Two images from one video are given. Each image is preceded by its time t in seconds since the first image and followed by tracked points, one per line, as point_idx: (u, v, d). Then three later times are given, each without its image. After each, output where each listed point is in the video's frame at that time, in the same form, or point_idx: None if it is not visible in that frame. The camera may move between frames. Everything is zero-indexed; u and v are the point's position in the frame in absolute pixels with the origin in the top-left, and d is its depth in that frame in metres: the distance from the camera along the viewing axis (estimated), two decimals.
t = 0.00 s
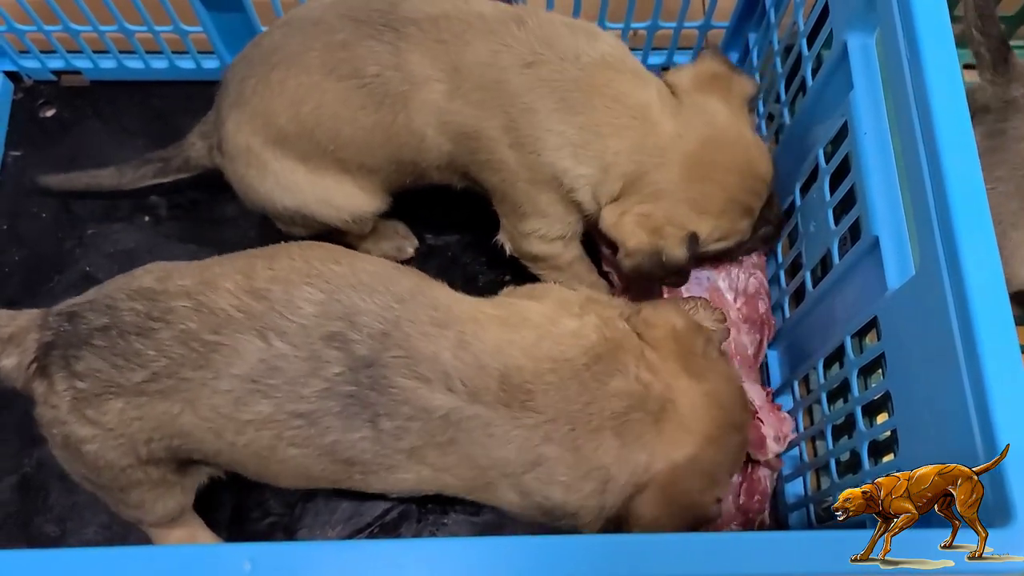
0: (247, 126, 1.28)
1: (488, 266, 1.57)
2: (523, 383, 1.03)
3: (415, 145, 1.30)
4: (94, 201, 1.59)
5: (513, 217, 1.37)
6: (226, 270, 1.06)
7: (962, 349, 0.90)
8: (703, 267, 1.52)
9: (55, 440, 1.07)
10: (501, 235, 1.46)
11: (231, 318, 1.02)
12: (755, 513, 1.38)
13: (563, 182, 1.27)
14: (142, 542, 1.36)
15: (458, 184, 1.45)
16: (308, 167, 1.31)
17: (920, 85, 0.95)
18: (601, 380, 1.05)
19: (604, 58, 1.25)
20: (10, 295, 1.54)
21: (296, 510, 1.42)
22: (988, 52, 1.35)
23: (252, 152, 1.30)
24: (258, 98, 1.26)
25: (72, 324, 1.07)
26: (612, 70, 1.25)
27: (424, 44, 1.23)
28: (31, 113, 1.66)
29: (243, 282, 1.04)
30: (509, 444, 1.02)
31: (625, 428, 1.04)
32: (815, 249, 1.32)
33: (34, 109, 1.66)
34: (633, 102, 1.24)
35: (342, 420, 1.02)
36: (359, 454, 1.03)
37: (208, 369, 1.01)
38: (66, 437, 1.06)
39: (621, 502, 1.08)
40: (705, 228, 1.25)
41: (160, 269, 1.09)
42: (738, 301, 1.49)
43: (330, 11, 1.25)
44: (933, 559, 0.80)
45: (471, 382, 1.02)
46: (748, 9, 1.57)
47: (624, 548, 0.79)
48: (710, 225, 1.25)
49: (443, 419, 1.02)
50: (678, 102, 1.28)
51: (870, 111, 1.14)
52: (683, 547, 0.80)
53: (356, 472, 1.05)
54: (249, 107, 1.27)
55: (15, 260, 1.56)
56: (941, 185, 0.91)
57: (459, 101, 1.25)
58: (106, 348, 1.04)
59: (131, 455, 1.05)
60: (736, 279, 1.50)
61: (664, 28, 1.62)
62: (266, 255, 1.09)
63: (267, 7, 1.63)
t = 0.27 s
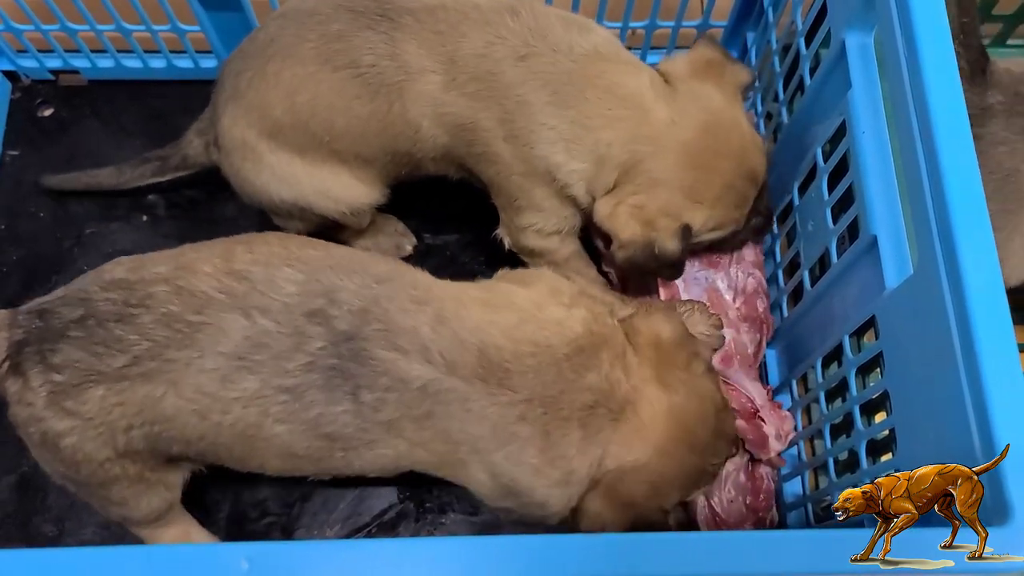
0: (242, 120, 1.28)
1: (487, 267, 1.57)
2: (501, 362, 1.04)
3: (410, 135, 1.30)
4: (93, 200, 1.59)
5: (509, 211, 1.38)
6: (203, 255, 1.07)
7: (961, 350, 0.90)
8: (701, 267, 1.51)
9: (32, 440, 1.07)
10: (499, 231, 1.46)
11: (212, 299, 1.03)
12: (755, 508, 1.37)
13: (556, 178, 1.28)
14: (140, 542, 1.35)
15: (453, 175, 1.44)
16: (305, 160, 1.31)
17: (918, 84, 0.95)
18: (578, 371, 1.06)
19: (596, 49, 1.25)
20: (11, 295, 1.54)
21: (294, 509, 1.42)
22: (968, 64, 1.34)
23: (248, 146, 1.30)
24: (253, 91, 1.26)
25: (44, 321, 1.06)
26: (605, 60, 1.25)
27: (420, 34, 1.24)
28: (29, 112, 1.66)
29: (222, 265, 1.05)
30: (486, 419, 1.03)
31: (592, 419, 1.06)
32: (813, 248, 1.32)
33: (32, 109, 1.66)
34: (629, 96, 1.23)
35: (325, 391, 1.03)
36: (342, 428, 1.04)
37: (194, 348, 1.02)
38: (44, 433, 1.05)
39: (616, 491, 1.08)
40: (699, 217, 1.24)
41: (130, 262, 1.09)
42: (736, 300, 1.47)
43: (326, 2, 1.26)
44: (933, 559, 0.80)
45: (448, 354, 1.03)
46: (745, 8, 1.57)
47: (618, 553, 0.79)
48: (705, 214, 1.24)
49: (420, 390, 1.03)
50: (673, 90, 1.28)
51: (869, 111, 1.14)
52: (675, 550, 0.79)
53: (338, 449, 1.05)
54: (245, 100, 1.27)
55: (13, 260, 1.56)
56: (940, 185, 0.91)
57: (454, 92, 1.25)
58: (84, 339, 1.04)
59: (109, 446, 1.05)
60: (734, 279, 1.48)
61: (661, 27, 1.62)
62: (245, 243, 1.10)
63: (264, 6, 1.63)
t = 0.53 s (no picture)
0: (239, 128, 1.29)
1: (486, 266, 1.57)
2: (495, 337, 1.04)
3: (411, 142, 1.30)
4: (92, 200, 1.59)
5: (507, 212, 1.37)
6: (202, 240, 1.07)
7: (959, 351, 0.89)
8: (698, 267, 1.48)
9: (35, 430, 1.07)
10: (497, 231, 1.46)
11: (210, 278, 1.04)
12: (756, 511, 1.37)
13: (566, 176, 1.28)
14: (138, 542, 1.35)
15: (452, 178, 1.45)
16: (303, 168, 1.32)
17: (916, 86, 0.95)
18: (573, 367, 1.06)
19: (600, 47, 1.26)
20: (9, 294, 1.54)
21: (293, 510, 1.42)
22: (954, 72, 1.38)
23: (246, 153, 1.31)
24: (251, 99, 1.26)
25: (45, 309, 1.06)
26: (607, 59, 1.26)
27: (420, 39, 1.23)
28: (26, 113, 1.66)
29: (219, 247, 1.06)
30: (473, 394, 1.03)
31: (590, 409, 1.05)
32: (812, 248, 1.32)
33: (29, 109, 1.66)
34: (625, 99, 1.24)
35: (317, 363, 1.03)
36: (328, 401, 1.04)
37: (190, 326, 1.02)
38: (47, 422, 1.05)
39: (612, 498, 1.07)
40: (694, 208, 1.26)
41: (130, 250, 1.09)
42: (734, 300, 1.46)
43: (322, 8, 1.26)
44: (933, 559, 0.80)
45: (441, 323, 1.04)
46: (744, 9, 1.57)
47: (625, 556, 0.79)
48: (700, 205, 1.26)
49: (408, 355, 1.03)
50: (669, 86, 1.29)
51: (867, 112, 1.14)
52: (676, 552, 0.80)
53: (324, 425, 1.05)
54: (242, 108, 1.28)
55: (12, 261, 1.56)
56: (939, 187, 0.91)
57: (457, 95, 1.25)
58: (85, 324, 1.04)
59: (113, 431, 1.05)
60: (732, 279, 1.47)
61: (659, 28, 1.62)
62: (242, 227, 1.11)
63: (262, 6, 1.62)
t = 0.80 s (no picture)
0: (235, 124, 1.29)
1: (485, 265, 1.57)
2: (476, 360, 1.05)
3: (407, 137, 1.30)
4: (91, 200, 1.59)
5: (507, 210, 1.38)
6: (178, 248, 1.09)
7: (959, 351, 0.90)
8: (691, 268, 1.53)
9: (23, 441, 1.08)
10: (495, 231, 1.46)
11: (182, 286, 1.05)
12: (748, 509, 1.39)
13: (559, 171, 1.28)
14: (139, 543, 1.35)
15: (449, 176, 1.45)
16: (298, 164, 1.32)
17: (916, 86, 0.95)
18: (553, 388, 1.06)
19: (593, 42, 1.26)
20: (10, 295, 1.54)
21: (293, 510, 1.42)
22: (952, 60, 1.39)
23: (242, 148, 1.31)
24: (246, 93, 1.26)
25: (27, 319, 1.08)
26: (601, 51, 1.26)
27: (417, 34, 1.24)
28: (26, 113, 1.66)
29: (195, 255, 1.07)
30: (455, 416, 1.03)
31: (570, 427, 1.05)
32: (812, 248, 1.33)
33: (30, 109, 1.66)
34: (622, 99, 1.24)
35: (297, 380, 1.04)
36: (311, 419, 1.04)
37: (162, 335, 1.02)
38: (32, 433, 1.06)
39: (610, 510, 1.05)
40: (689, 203, 1.23)
41: (109, 258, 1.10)
42: (727, 300, 1.50)
43: (318, 4, 1.26)
44: (933, 559, 0.80)
45: (423, 347, 1.04)
46: (744, 9, 1.57)
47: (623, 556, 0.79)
48: (695, 201, 1.23)
49: (391, 378, 1.04)
50: (665, 81, 1.28)
51: (868, 111, 1.14)
52: (672, 551, 0.79)
53: (306, 441, 1.05)
54: (238, 103, 1.28)
55: (12, 260, 1.56)
56: (939, 186, 0.91)
57: (454, 92, 1.25)
58: (61, 334, 1.05)
59: (93, 442, 1.05)
60: (725, 279, 1.51)
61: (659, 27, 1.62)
62: (219, 233, 1.12)
63: (261, 5, 1.63)
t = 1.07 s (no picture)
0: (235, 124, 1.29)
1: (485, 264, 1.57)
2: (471, 361, 1.06)
3: (405, 137, 1.30)
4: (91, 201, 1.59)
5: (504, 211, 1.38)
6: (175, 254, 1.07)
7: (960, 351, 0.90)
8: (691, 266, 1.51)
9: (24, 453, 1.07)
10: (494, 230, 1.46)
11: (185, 293, 1.03)
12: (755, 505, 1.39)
13: (554, 178, 1.29)
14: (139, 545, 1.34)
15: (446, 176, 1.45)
16: (297, 162, 1.31)
17: (916, 85, 0.95)
18: (541, 390, 1.08)
19: (590, 53, 1.26)
20: (10, 294, 1.54)
21: (293, 509, 1.42)
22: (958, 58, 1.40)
23: (241, 149, 1.30)
24: (246, 94, 1.26)
25: (23, 332, 1.06)
26: (599, 64, 1.26)
27: (416, 35, 1.24)
28: (27, 113, 1.66)
29: (194, 261, 1.06)
30: (449, 417, 1.05)
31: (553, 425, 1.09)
32: (812, 247, 1.33)
33: (30, 109, 1.66)
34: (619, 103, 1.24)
35: (301, 381, 1.04)
36: (314, 420, 1.05)
37: (165, 342, 1.02)
38: (33, 445, 1.05)
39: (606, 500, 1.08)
40: (668, 213, 1.25)
41: (106, 267, 1.08)
42: (726, 300, 1.49)
43: (318, 4, 1.26)
44: (932, 559, 0.80)
45: (422, 346, 1.05)
46: (743, 8, 1.57)
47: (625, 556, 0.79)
48: (675, 211, 1.25)
49: (391, 377, 1.04)
50: (657, 88, 1.28)
51: (867, 110, 1.14)
52: (673, 553, 0.79)
53: (309, 443, 1.05)
54: (238, 104, 1.28)
55: (12, 260, 1.56)
56: (939, 186, 0.91)
57: (451, 94, 1.26)
58: (61, 345, 1.04)
59: (95, 451, 1.05)
60: (724, 278, 1.50)
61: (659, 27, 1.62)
62: (218, 239, 1.10)
63: (261, 4, 1.63)
